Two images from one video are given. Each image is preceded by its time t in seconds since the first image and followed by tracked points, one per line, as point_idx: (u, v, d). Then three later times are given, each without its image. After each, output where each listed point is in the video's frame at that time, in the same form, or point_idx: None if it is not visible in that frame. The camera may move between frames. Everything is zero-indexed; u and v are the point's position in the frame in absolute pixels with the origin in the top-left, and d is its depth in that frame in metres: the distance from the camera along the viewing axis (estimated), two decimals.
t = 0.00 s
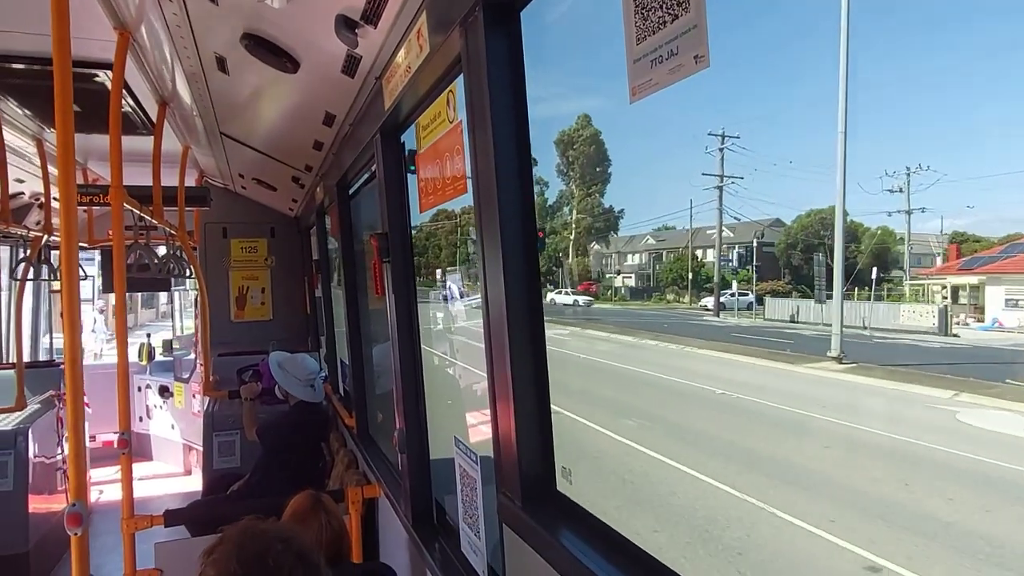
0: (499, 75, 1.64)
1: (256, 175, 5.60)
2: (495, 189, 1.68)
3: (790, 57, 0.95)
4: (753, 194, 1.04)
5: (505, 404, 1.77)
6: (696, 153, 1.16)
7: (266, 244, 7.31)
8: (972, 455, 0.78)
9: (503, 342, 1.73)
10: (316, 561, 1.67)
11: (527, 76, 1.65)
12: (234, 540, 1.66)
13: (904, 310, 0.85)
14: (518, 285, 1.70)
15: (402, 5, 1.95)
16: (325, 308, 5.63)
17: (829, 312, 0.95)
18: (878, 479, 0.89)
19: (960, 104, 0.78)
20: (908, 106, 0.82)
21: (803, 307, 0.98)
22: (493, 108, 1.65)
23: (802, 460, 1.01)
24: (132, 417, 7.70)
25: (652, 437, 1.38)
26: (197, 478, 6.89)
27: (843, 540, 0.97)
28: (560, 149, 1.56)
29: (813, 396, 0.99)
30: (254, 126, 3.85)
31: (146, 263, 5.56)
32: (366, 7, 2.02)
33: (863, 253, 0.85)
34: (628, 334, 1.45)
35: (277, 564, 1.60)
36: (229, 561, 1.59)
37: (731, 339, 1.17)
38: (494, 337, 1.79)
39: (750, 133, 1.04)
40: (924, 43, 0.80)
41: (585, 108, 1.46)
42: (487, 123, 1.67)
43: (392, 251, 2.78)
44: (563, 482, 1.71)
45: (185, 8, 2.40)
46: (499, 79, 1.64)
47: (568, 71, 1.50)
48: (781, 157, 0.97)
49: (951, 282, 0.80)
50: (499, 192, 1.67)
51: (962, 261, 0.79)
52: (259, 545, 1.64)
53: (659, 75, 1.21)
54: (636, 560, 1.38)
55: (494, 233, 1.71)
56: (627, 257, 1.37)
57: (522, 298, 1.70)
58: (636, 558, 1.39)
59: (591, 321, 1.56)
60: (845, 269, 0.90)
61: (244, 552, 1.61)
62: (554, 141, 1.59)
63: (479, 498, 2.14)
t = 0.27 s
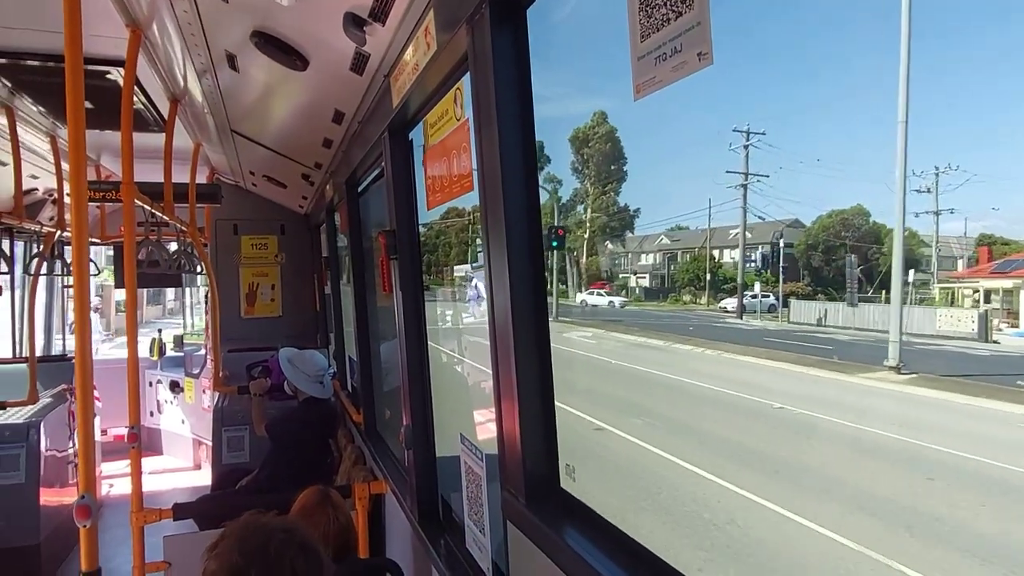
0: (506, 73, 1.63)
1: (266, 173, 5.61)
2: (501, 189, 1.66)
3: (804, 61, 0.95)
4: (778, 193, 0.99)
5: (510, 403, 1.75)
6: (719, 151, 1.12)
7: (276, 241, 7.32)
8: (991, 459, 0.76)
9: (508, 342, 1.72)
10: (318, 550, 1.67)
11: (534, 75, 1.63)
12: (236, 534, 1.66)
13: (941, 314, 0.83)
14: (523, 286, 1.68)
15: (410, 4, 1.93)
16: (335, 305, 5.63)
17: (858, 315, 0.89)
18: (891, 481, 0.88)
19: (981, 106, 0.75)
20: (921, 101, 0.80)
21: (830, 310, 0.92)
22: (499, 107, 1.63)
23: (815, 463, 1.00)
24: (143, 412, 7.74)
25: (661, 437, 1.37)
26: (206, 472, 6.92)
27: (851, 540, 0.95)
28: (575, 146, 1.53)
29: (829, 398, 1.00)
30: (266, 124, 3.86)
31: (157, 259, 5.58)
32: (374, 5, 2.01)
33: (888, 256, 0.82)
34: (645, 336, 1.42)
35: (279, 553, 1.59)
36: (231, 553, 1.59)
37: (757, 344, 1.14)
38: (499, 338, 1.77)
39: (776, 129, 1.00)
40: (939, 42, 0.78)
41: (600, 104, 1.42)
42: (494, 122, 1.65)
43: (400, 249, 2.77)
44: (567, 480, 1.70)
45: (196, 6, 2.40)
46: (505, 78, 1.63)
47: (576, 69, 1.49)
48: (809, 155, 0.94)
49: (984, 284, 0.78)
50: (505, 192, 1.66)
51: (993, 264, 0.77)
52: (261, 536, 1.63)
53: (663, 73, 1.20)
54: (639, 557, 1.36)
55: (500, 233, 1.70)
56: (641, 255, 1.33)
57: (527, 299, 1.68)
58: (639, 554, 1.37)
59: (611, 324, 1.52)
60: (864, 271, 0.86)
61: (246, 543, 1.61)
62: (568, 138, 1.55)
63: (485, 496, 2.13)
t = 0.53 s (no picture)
0: (519, 74, 1.62)
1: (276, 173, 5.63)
2: (515, 190, 1.66)
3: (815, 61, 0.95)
4: (804, 196, 0.97)
5: (522, 404, 1.74)
6: (743, 147, 1.09)
7: (285, 241, 7.34)
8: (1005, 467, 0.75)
9: (520, 343, 1.71)
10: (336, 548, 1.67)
11: (548, 76, 1.63)
12: (255, 531, 1.66)
13: (978, 321, 0.76)
14: (536, 287, 1.68)
15: (422, 5, 1.93)
16: (343, 305, 5.64)
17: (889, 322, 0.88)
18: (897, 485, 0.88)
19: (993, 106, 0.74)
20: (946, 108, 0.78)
21: (858, 315, 0.90)
22: (512, 109, 1.63)
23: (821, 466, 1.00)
24: (152, 410, 7.77)
25: (669, 438, 1.36)
26: (214, 471, 6.95)
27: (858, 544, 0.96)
28: (588, 145, 1.52)
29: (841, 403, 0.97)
30: (276, 124, 3.86)
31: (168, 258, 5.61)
32: (386, 6, 2.00)
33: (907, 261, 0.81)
34: (657, 340, 1.40)
35: (297, 552, 1.59)
36: (250, 552, 1.59)
37: (777, 349, 1.09)
38: (511, 339, 1.77)
39: (801, 125, 0.97)
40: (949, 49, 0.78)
41: (615, 103, 1.42)
42: (507, 123, 1.65)
43: (410, 250, 2.76)
44: (580, 484, 1.69)
45: (209, 7, 2.40)
46: (518, 79, 1.62)
47: (589, 70, 1.49)
48: (834, 154, 0.92)
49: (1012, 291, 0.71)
50: (518, 192, 1.65)
51: None
52: (279, 535, 1.63)
53: (681, 78, 1.19)
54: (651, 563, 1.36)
55: (513, 233, 1.70)
56: (653, 258, 1.33)
57: (539, 300, 1.68)
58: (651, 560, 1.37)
59: (626, 327, 1.49)
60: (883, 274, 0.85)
61: (264, 542, 1.61)
62: (582, 137, 1.54)
63: (494, 497, 2.12)
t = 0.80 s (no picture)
0: (530, 75, 1.62)
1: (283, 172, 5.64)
2: (525, 189, 1.66)
3: (817, 62, 0.95)
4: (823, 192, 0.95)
5: (531, 403, 1.74)
6: (760, 145, 1.07)
7: (291, 239, 7.35)
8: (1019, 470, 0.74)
9: (529, 342, 1.71)
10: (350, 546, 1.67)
11: (558, 77, 1.63)
12: (271, 527, 1.67)
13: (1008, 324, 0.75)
14: (546, 285, 1.68)
15: (432, 5, 1.93)
16: (349, 304, 5.65)
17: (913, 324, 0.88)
18: (902, 484, 0.86)
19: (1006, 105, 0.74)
20: (963, 108, 0.78)
21: (880, 317, 0.90)
22: (523, 108, 1.63)
23: (818, 462, 0.98)
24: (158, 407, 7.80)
25: (670, 437, 1.36)
26: (219, 468, 6.97)
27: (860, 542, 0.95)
28: (597, 143, 1.52)
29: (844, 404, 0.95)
30: (284, 123, 3.87)
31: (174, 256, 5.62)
32: (396, 6, 2.00)
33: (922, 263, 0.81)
34: (671, 341, 1.38)
35: (311, 547, 1.60)
36: (265, 546, 1.60)
37: (793, 351, 1.05)
38: (520, 338, 1.77)
39: (821, 123, 0.95)
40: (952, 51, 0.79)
41: (625, 100, 1.41)
42: (517, 124, 1.65)
43: (417, 250, 2.76)
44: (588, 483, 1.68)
45: (219, 5, 2.41)
46: (530, 79, 1.63)
47: (596, 70, 1.49)
48: (854, 152, 0.90)
49: None
50: (528, 192, 1.66)
51: None
52: (294, 530, 1.64)
53: (695, 78, 1.19)
54: (661, 565, 1.38)
55: (522, 233, 1.70)
56: (658, 258, 1.35)
57: (548, 300, 1.68)
58: (660, 562, 1.38)
59: (638, 328, 1.47)
60: (897, 275, 0.85)
61: (279, 536, 1.62)
62: (592, 134, 1.53)
63: (500, 496, 2.12)
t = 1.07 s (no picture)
0: (538, 72, 1.61)
1: (289, 168, 5.65)
2: (533, 185, 1.65)
3: (829, 61, 0.94)
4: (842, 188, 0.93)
5: (537, 402, 1.73)
6: (776, 140, 1.05)
7: (297, 236, 7.36)
8: None
9: (536, 341, 1.70)
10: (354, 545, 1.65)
11: (567, 74, 1.62)
12: (276, 523, 1.66)
13: None
14: (553, 282, 1.67)
15: None
16: (354, 301, 5.65)
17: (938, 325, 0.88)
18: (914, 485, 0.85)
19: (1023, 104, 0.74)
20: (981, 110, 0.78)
21: (902, 319, 0.90)
22: (531, 104, 1.62)
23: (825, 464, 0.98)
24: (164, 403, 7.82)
25: (677, 436, 1.35)
26: (224, 464, 6.98)
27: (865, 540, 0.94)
28: (607, 141, 1.52)
29: (855, 406, 0.96)
30: (290, 119, 3.87)
31: (181, 252, 5.63)
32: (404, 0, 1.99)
33: (938, 253, 0.80)
34: (688, 343, 1.35)
35: (315, 548, 1.59)
36: (269, 545, 1.59)
37: (807, 351, 1.06)
38: (527, 337, 1.76)
39: (841, 119, 0.93)
40: (959, 56, 0.80)
41: (635, 97, 1.40)
42: (525, 121, 1.64)
43: (423, 246, 2.76)
44: (595, 479, 1.68)
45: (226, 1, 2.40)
46: (538, 74, 1.62)
47: (605, 65, 1.48)
48: (872, 148, 0.90)
49: None
50: (535, 190, 1.64)
51: None
52: (299, 529, 1.63)
53: (705, 69, 1.16)
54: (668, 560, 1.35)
55: (530, 231, 1.69)
56: (668, 257, 1.33)
57: (556, 298, 1.67)
58: (667, 557, 1.36)
59: (653, 329, 1.44)
60: (913, 275, 0.86)
61: (284, 536, 1.61)
62: (601, 132, 1.52)
63: (506, 493, 2.11)
